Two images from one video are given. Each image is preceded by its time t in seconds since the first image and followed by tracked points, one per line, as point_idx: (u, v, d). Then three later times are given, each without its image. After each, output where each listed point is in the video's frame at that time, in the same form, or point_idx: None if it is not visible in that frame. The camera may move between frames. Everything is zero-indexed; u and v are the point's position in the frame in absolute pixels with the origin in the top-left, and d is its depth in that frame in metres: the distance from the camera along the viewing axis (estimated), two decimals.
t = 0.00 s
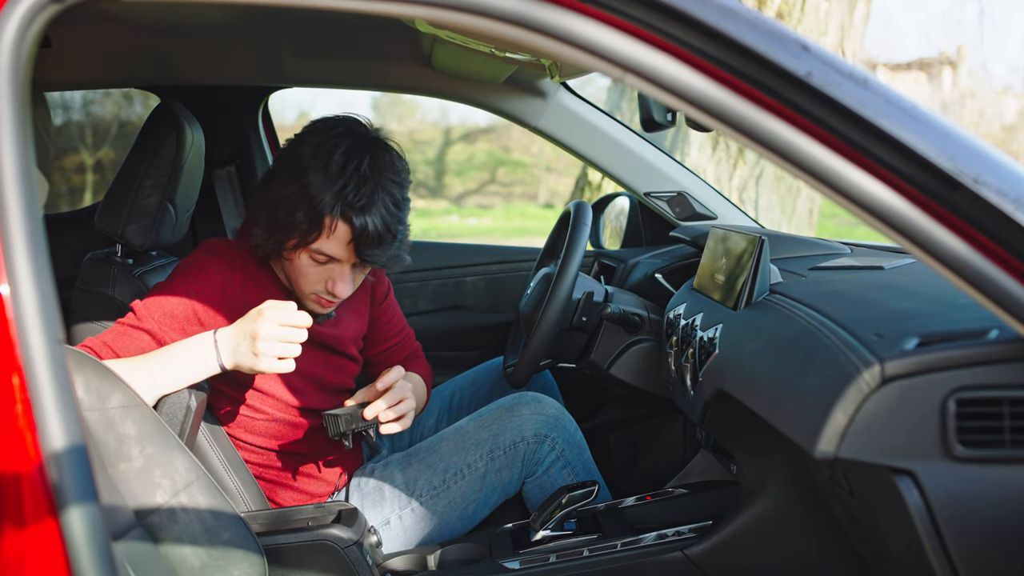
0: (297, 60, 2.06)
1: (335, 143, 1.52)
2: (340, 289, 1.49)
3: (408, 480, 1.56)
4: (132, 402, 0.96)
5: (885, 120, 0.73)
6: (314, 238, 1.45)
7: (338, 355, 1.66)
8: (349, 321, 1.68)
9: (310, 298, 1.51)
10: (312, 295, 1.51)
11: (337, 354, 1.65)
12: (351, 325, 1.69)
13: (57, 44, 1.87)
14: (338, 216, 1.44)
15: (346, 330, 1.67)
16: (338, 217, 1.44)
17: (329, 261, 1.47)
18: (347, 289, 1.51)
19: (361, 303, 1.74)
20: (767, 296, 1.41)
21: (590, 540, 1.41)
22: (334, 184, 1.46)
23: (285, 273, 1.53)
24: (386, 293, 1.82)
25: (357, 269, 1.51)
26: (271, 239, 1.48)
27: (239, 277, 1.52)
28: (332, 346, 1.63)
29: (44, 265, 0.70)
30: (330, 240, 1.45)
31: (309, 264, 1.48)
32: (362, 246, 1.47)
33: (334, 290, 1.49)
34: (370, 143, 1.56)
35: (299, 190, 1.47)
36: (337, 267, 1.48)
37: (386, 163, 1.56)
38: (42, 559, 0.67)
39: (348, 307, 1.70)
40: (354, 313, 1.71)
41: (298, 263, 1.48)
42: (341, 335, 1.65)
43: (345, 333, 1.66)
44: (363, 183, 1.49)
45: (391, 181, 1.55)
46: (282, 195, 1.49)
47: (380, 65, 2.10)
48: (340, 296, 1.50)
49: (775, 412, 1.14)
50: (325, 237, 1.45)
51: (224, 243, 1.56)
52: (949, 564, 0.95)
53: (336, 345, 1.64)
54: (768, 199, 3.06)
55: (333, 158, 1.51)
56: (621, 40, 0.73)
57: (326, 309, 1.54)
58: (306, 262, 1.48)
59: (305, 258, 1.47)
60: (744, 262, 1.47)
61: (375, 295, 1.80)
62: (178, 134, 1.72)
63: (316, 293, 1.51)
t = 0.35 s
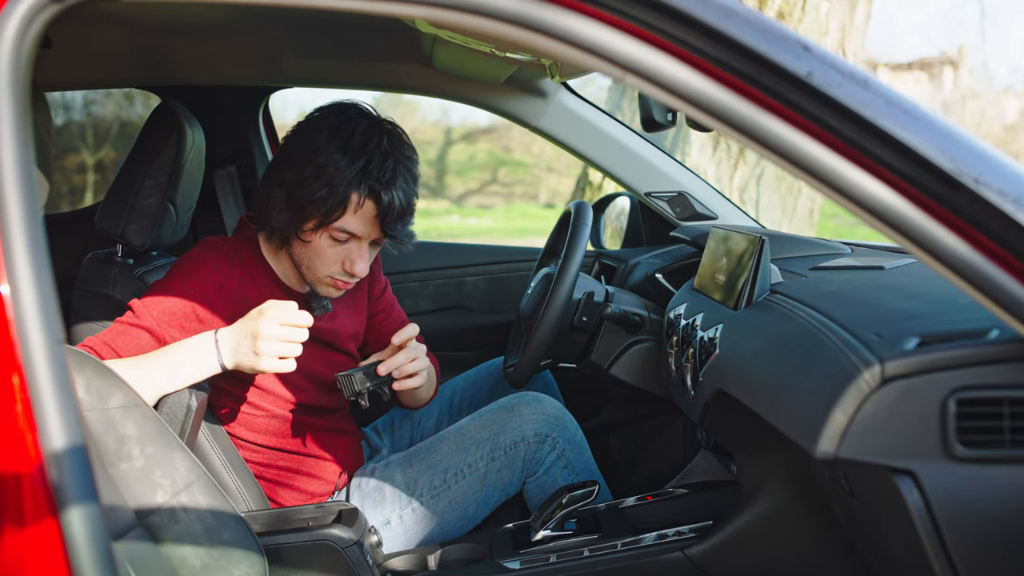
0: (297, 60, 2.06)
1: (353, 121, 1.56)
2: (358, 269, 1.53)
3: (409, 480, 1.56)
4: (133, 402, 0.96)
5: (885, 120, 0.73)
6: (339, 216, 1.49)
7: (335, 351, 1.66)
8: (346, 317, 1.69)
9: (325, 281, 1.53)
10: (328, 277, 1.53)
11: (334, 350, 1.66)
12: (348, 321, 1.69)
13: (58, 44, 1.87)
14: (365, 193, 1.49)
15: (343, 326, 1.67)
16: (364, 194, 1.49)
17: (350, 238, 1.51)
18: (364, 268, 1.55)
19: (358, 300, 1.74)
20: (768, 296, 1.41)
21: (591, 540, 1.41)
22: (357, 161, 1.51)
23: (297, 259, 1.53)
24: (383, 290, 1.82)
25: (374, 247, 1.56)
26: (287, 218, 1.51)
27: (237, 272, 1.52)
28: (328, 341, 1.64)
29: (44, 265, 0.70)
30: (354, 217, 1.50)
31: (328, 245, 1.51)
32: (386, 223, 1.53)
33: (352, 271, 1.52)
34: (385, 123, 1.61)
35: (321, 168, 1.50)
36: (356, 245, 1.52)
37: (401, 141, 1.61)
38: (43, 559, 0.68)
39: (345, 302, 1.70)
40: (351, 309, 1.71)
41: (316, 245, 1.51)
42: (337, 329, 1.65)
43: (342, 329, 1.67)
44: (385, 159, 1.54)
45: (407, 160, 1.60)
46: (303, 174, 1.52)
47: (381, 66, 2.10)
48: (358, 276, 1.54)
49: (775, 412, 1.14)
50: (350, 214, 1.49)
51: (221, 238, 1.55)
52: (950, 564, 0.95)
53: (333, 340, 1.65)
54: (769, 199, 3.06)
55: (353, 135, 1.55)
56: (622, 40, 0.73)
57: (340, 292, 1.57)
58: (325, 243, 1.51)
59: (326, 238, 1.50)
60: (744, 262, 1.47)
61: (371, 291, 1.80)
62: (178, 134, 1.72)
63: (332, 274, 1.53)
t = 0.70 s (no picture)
0: (298, 60, 2.06)
1: (349, 117, 1.56)
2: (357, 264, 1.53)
3: (409, 480, 1.56)
4: (133, 401, 0.96)
5: (885, 119, 0.73)
6: (337, 211, 1.49)
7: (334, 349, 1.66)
8: (346, 316, 1.69)
9: (324, 279, 1.53)
10: (327, 273, 1.53)
11: (333, 349, 1.66)
12: (348, 321, 1.69)
13: (59, 44, 1.87)
14: (362, 188, 1.50)
15: (342, 325, 1.67)
16: (362, 189, 1.50)
17: (348, 233, 1.51)
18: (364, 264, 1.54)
19: (357, 299, 1.74)
20: (768, 295, 1.41)
21: (591, 540, 1.41)
22: (354, 156, 1.51)
23: (295, 256, 1.53)
24: (382, 289, 1.82)
25: (373, 243, 1.56)
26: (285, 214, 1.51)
27: (237, 271, 1.52)
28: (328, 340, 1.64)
29: (44, 264, 0.70)
30: (351, 212, 1.50)
31: (327, 240, 1.51)
32: (384, 217, 1.53)
33: (351, 266, 1.52)
34: (381, 119, 1.61)
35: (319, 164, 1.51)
36: (355, 241, 1.52)
37: (397, 136, 1.61)
38: (42, 559, 0.67)
39: (344, 301, 1.70)
40: (350, 308, 1.71)
41: (315, 241, 1.50)
42: (336, 328, 1.65)
43: (341, 327, 1.67)
44: (381, 154, 1.54)
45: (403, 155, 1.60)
46: (300, 171, 1.52)
47: (381, 66, 2.10)
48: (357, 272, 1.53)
49: (775, 411, 1.14)
50: (348, 209, 1.50)
51: (220, 238, 1.55)
52: (950, 564, 0.95)
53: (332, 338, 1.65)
54: (770, 199, 3.05)
55: (349, 131, 1.55)
56: (623, 40, 0.73)
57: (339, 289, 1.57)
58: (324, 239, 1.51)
59: (324, 234, 1.50)
60: (745, 261, 1.47)
61: (370, 291, 1.80)
62: (178, 134, 1.72)
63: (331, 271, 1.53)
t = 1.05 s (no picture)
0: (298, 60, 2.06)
1: (347, 117, 1.56)
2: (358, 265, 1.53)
3: (410, 480, 1.56)
4: (134, 401, 0.96)
5: (887, 117, 0.72)
6: (336, 213, 1.49)
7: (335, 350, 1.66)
8: (347, 316, 1.69)
9: (325, 279, 1.53)
10: (328, 274, 1.52)
11: (333, 349, 1.65)
12: (349, 321, 1.69)
13: (59, 44, 1.87)
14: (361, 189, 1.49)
15: (343, 325, 1.67)
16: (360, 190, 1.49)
17: (348, 234, 1.51)
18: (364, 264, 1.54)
19: (359, 299, 1.74)
20: (769, 295, 1.40)
21: (591, 540, 1.41)
22: (353, 157, 1.51)
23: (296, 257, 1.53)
24: (385, 290, 1.82)
25: (373, 243, 1.56)
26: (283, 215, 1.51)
27: (237, 271, 1.52)
28: (329, 340, 1.64)
29: (44, 262, 0.69)
30: (351, 213, 1.50)
31: (328, 241, 1.51)
32: (383, 218, 1.52)
33: (352, 267, 1.52)
34: (380, 119, 1.61)
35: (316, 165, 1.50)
36: (355, 242, 1.52)
37: (396, 136, 1.61)
38: (42, 558, 0.67)
39: (345, 301, 1.70)
40: (351, 308, 1.71)
41: (315, 242, 1.50)
42: (337, 329, 1.65)
43: (342, 327, 1.66)
44: (380, 154, 1.54)
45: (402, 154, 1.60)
46: (299, 173, 1.51)
47: (382, 65, 2.09)
48: (358, 272, 1.53)
49: (776, 410, 1.14)
50: (347, 210, 1.49)
51: (221, 238, 1.54)
52: (952, 563, 0.94)
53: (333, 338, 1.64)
54: (771, 199, 3.05)
55: (347, 131, 1.54)
56: (625, 38, 0.73)
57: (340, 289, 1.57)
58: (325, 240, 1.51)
59: (323, 235, 1.50)
60: (746, 261, 1.47)
61: (372, 292, 1.80)
62: (179, 133, 1.72)
63: (332, 271, 1.53)
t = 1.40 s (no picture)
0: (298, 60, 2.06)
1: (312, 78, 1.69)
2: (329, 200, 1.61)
3: (410, 481, 1.55)
4: (134, 401, 0.96)
5: (888, 117, 0.72)
6: (299, 146, 1.62)
7: (333, 352, 1.65)
8: (343, 317, 1.69)
9: (298, 219, 1.59)
10: (300, 213, 1.59)
11: (332, 350, 1.65)
12: (344, 323, 1.69)
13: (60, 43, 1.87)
14: (319, 120, 1.62)
15: (339, 328, 1.66)
16: (318, 120, 1.62)
17: (316, 170, 1.62)
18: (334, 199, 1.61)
19: (357, 303, 1.74)
20: (770, 295, 1.40)
21: (592, 540, 1.41)
22: (311, 97, 1.63)
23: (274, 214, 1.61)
24: (385, 297, 1.82)
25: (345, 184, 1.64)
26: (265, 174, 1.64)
27: (225, 258, 1.53)
28: (326, 341, 1.63)
29: (44, 261, 0.69)
30: (315, 147, 1.62)
31: (297, 180, 1.62)
32: (343, 143, 1.60)
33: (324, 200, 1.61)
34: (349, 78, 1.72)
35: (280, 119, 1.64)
36: (323, 177, 1.62)
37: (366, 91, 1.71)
38: (42, 558, 0.67)
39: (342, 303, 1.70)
40: (349, 310, 1.71)
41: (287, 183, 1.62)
42: (334, 330, 1.64)
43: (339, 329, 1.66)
44: (341, 94, 1.64)
45: (371, 109, 1.65)
46: (270, 139, 1.66)
47: (383, 65, 2.09)
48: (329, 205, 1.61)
49: (777, 410, 1.14)
50: (308, 141, 1.62)
51: (211, 228, 1.57)
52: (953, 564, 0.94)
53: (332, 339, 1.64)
54: (772, 199, 3.05)
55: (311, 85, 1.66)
56: (625, 38, 0.73)
57: (318, 238, 1.59)
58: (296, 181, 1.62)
59: (294, 176, 1.63)
60: (747, 261, 1.47)
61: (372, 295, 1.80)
62: (179, 134, 1.73)
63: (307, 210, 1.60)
